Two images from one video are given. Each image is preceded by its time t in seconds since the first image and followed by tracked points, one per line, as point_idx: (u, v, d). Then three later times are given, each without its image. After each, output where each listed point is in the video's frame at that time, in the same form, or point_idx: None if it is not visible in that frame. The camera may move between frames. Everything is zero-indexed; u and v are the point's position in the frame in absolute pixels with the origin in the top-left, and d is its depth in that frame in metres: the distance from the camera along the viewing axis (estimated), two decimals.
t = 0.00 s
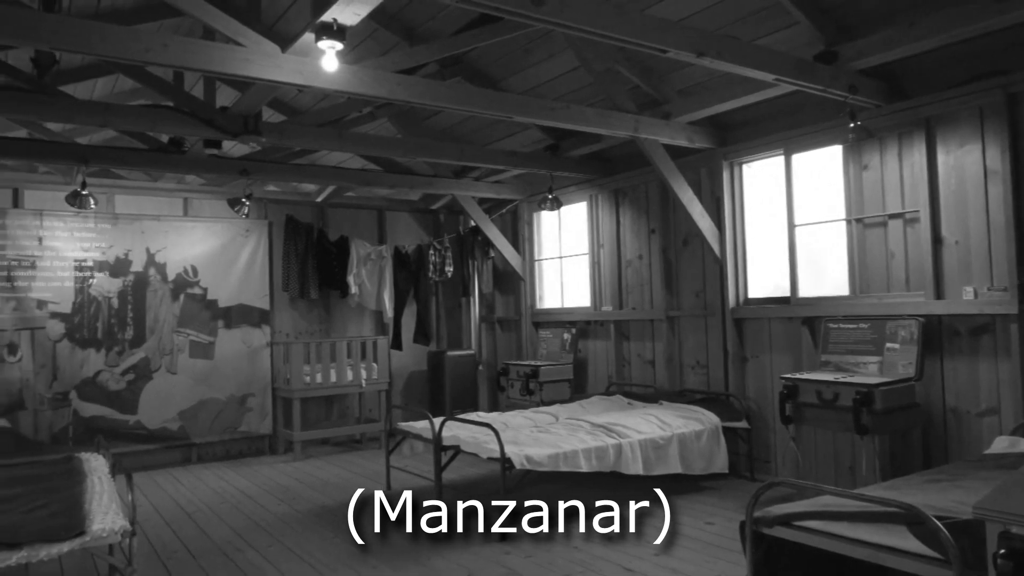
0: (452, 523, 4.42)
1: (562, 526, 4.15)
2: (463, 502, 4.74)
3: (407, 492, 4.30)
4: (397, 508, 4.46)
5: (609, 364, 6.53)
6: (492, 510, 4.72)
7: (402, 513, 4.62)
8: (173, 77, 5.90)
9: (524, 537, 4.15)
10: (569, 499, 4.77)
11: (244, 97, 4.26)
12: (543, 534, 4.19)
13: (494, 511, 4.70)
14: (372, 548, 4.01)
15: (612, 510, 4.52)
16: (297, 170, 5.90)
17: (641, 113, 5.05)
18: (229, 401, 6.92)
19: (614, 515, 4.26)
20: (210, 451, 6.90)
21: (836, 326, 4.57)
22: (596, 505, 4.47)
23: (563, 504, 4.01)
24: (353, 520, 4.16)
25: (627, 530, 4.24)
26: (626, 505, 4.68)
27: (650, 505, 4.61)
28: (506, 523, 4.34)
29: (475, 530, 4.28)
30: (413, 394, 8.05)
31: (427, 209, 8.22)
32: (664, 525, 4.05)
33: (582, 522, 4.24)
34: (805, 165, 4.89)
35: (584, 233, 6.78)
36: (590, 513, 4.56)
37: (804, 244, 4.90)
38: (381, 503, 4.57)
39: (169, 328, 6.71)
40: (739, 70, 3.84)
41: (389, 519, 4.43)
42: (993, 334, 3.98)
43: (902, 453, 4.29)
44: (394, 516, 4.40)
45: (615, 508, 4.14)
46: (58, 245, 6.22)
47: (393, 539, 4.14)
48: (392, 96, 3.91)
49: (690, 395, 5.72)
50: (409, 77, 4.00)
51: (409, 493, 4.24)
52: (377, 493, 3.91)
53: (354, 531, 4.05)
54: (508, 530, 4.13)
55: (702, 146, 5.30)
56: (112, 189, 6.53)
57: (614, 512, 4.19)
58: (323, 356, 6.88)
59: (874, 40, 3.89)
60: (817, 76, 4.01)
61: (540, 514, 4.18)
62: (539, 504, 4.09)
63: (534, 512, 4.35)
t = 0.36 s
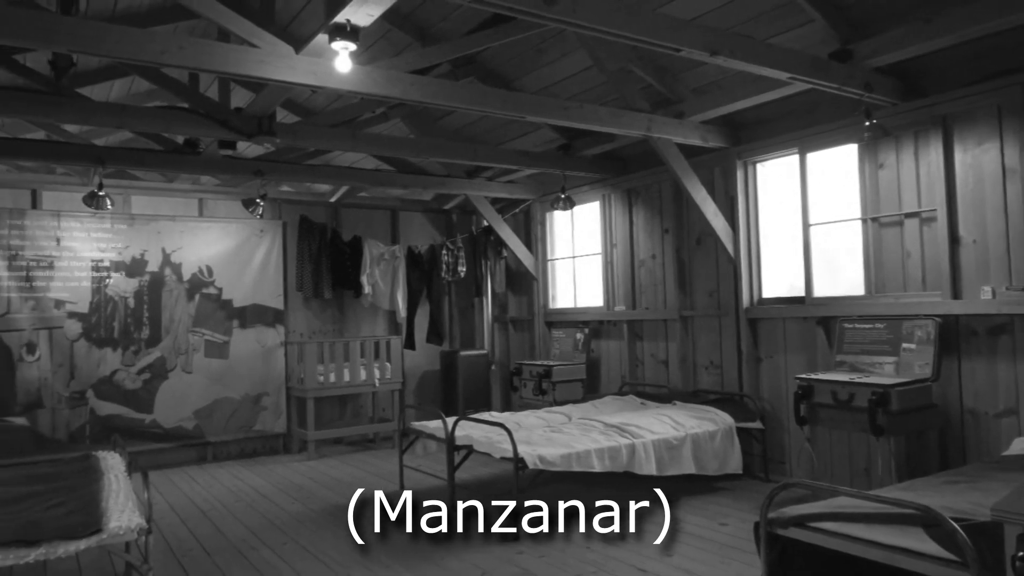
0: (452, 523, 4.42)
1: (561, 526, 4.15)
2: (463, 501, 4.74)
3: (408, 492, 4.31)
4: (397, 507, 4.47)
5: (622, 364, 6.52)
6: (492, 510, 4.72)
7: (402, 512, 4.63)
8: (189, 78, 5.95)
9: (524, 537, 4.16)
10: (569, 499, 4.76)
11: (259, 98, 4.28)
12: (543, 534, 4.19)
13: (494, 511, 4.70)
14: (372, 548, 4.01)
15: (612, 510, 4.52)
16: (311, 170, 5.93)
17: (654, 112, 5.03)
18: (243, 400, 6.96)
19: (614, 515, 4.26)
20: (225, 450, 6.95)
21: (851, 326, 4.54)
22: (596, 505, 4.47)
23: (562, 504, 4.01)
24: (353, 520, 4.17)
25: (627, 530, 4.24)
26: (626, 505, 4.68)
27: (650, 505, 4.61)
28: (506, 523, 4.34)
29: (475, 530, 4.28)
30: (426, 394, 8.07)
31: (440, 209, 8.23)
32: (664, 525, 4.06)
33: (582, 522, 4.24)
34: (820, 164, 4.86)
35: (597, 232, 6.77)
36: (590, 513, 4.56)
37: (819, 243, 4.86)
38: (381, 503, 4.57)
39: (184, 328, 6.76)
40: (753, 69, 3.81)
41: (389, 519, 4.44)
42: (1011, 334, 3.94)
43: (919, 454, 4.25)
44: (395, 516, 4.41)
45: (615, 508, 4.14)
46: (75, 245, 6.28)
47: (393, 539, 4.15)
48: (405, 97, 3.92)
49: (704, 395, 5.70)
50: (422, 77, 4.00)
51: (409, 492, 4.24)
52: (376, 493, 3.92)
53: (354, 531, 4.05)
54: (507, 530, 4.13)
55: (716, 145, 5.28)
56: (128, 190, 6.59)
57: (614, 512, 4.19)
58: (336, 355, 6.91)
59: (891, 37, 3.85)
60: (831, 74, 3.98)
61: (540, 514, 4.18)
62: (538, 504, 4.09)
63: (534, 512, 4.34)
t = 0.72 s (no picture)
0: (451, 523, 4.43)
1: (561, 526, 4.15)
2: (463, 502, 4.75)
3: (408, 492, 4.32)
4: (397, 507, 4.48)
5: (635, 364, 6.50)
6: (493, 510, 4.73)
7: (402, 513, 4.63)
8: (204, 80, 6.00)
9: (524, 536, 4.16)
10: (569, 499, 4.75)
11: (273, 99, 4.31)
12: (544, 534, 4.19)
13: (495, 511, 4.71)
14: (372, 548, 4.02)
15: (612, 510, 4.52)
16: (324, 170, 5.96)
17: (668, 111, 5.02)
18: (258, 400, 7.00)
19: (614, 515, 4.26)
20: (239, 450, 7.00)
21: (866, 326, 4.50)
22: (597, 505, 4.46)
23: (561, 504, 4.02)
24: (354, 520, 4.19)
25: (627, 530, 4.25)
26: (626, 505, 4.69)
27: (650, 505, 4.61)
28: (506, 523, 4.35)
29: (475, 530, 4.29)
30: (439, 394, 8.08)
31: (452, 209, 8.25)
32: (664, 525, 4.07)
33: (583, 522, 4.24)
34: (835, 163, 4.82)
35: (609, 232, 6.75)
36: (590, 512, 4.57)
37: (833, 243, 4.82)
38: (381, 504, 4.58)
39: (199, 328, 6.82)
40: (767, 67, 3.79)
41: (389, 519, 4.45)
42: None
43: (935, 456, 4.21)
44: (395, 516, 4.42)
45: (616, 508, 4.14)
46: (92, 246, 6.35)
47: (393, 539, 4.16)
48: (418, 97, 3.94)
49: (718, 396, 5.67)
50: (435, 78, 4.01)
51: (409, 493, 4.25)
52: (376, 493, 3.93)
53: (354, 531, 4.06)
54: (507, 530, 4.13)
55: (730, 144, 5.25)
56: (144, 191, 6.65)
57: (614, 512, 4.19)
58: (350, 355, 6.94)
59: (907, 34, 3.82)
60: (846, 72, 3.96)
61: (541, 514, 4.18)
62: (538, 504, 4.10)
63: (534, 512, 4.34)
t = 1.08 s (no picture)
0: (451, 523, 4.43)
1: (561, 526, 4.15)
2: (463, 501, 4.75)
3: (407, 492, 4.33)
4: (397, 507, 4.48)
5: (647, 364, 6.48)
6: (493, 510, 4.73)
7: (402, 512, 4.64)
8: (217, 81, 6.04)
9: (524, 536, 4.16)
10: (569, 499, 4.74)
11: (285, 100, 4.33)
12: (544, 534, 4.18)
13: (495, 511, 4.71)
14: (372, 548, 4.03)
15: (612, 510, 4.52)
16: (336, 171, 5.98)
17: (679, 111, 5.01)
18: (271, 399, 7.04)
19: (614, 515, 4.26)
20: (253, 449, 7.04)
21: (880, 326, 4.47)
22: (597, 505, 4.46)
23: (561, 504, 4.01)
24: (354, 520, 4.19)
25: (627, 530, 4.25)
26: (626, 505, 4.68)
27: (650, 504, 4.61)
28: (505, 523, 4.35)
29: (475, 530, 4.29)
30: (451, 394, 8.10)
31: (464, 209, 8.26)
32: (664, 525, 4.08)
33: (582, 522, 4.23)
34: (848, 162, 4.79)
35: (621, 232, 6.74)
36: (590, 512, 4.56)
37: (847, 242, 4.79)
38: (381, 504, 4.58)
39: (213, 328, 6.86)
40: (779, 66, 3.77)
41: (389, 519, 4.45)
42: None
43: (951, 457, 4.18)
44: (395, 516, 4.42)
45: (616, 508, 4.14)
46: (107, 246, 6.40)
47: (393, 539, 4.16)
48: (430, 97, 3.94)
49: (730, 396, 5.65)
50: (446, 78, 4.02)
51: (409, 493, 4.26)
52: (376, 493, 3.93)
53: (354, 531, 4.07)
54: (507, 530, 4.13)
55: (742, 143, 5.23)
56: (158, 192, 6.69)
57: (614, 512, 4.19)
58: (362, 355, 6.96)
59: (921, 32, 3.79)
60: (860, 71, 3.93)
61: (541, 514, 4.18)
62: (539, 504, 4.10)
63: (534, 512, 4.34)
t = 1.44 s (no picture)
0: (451, 523, 4.43)
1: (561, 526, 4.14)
2: (464, 501, 4.76)
3: (408, 492, 4.33)
4: (397, 507, 4.48)
5: (660, 364, 6.46)
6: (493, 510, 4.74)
7: (402, 512, 4.64)
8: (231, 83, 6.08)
9: (524, 536, 4.16)
10: (569, 499, 4.73)
11: (299, 101, 4.35)
12: (544, 534, 4.17)
13: (494, 511, 4.72)
14: (372, 548, 4.03)
15: (612, 510, 4.51)
16: (349, 171, 6.00)
17: (693, 110, 4.99)
18: (285, 399, 7.08)
19: (614, 515, 4.26)
20: (267, 448, 7.09)
21: (896, 326, 4.43)
22: (596, 505, 4.45)
23: (561, 504, 4.01)
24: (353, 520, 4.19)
25: (627, 530, 4.25)
26: (626, 505, 4.67)
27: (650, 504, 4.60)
28: (506, 523, 4.35)
29: (475, 530, 4.30)
30: (464, 394, 8.11)
31: (476, 209, 8.26)
32: (665, 525, 4.08)
33: (582, 522, 4.22)
34: (863, 161, 4.75)
35: (634, 232, 6.72)
36: (590, 512, 4.56)
37: (862, 242, 4.75)
38: (381, 504, 4.58)
39: (227, 327, 6.90)
40: (794, 64, 3.75)
41: (389, 519, 4.45)
42: None
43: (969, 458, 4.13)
44: (395, 516, 4.42)
45: (616, 508, 4.14)
46: (123, 247, 6.47)
47: (393, 539, 4.16)
48: (443, 98, 3.95)
49: (744, 396, 5.62)
50: (459, 78, 4.02)
51: (409, 493, 4.26)
52: (376, 494, 3.93)
53: (354, 531, 4.07)
54: (507, 530, 4.13)
55: (756, 143, 5.21)
56: (173, 193, 6.74)
57: (614, 512, 4.19)
58: (375, 355, 6.98)
59: (938, 29, 3.75)
60: (875, 69, 3.90)
61: (541, 514, 4.18)
62: (540, 504, 4.09)
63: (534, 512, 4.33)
